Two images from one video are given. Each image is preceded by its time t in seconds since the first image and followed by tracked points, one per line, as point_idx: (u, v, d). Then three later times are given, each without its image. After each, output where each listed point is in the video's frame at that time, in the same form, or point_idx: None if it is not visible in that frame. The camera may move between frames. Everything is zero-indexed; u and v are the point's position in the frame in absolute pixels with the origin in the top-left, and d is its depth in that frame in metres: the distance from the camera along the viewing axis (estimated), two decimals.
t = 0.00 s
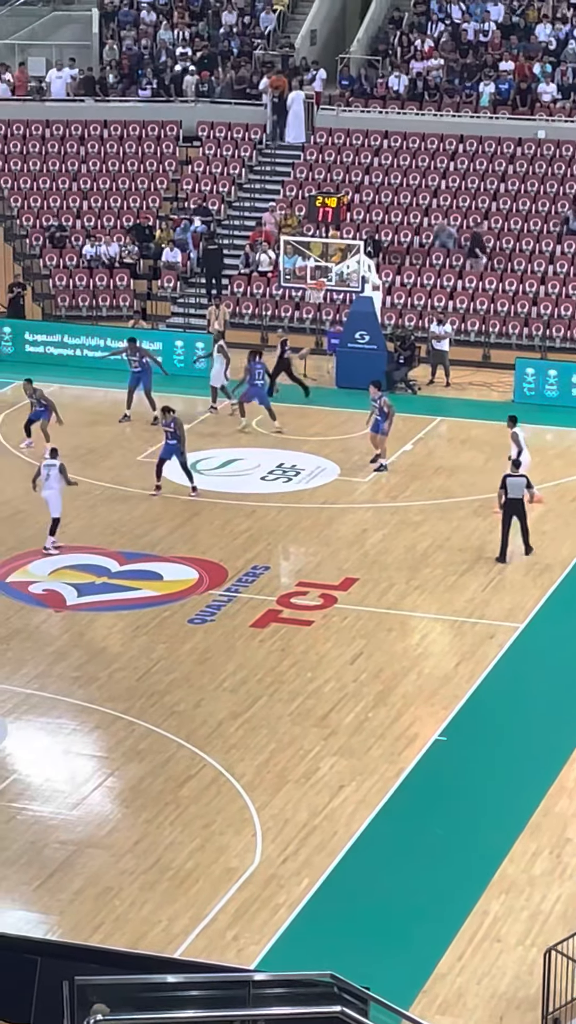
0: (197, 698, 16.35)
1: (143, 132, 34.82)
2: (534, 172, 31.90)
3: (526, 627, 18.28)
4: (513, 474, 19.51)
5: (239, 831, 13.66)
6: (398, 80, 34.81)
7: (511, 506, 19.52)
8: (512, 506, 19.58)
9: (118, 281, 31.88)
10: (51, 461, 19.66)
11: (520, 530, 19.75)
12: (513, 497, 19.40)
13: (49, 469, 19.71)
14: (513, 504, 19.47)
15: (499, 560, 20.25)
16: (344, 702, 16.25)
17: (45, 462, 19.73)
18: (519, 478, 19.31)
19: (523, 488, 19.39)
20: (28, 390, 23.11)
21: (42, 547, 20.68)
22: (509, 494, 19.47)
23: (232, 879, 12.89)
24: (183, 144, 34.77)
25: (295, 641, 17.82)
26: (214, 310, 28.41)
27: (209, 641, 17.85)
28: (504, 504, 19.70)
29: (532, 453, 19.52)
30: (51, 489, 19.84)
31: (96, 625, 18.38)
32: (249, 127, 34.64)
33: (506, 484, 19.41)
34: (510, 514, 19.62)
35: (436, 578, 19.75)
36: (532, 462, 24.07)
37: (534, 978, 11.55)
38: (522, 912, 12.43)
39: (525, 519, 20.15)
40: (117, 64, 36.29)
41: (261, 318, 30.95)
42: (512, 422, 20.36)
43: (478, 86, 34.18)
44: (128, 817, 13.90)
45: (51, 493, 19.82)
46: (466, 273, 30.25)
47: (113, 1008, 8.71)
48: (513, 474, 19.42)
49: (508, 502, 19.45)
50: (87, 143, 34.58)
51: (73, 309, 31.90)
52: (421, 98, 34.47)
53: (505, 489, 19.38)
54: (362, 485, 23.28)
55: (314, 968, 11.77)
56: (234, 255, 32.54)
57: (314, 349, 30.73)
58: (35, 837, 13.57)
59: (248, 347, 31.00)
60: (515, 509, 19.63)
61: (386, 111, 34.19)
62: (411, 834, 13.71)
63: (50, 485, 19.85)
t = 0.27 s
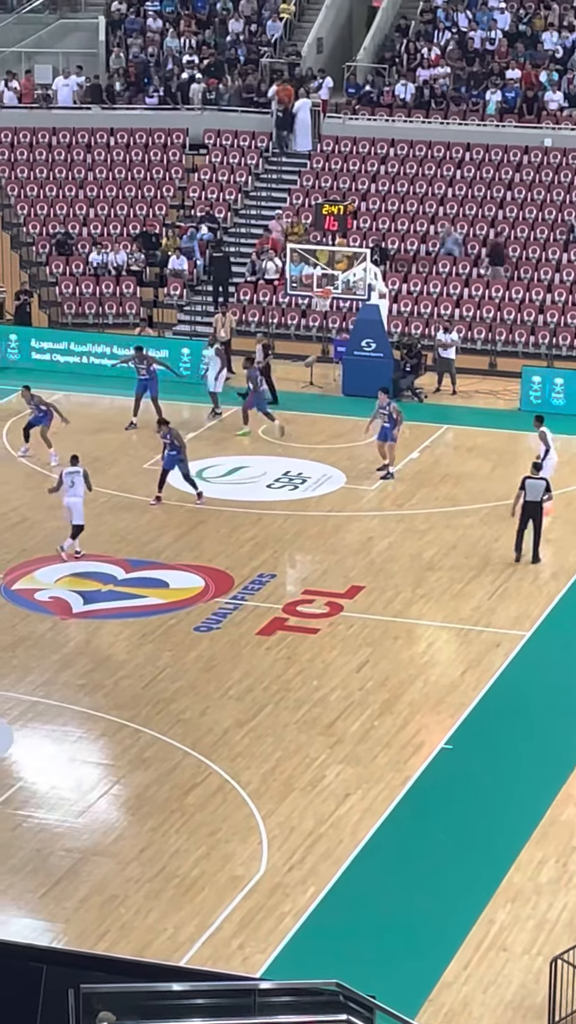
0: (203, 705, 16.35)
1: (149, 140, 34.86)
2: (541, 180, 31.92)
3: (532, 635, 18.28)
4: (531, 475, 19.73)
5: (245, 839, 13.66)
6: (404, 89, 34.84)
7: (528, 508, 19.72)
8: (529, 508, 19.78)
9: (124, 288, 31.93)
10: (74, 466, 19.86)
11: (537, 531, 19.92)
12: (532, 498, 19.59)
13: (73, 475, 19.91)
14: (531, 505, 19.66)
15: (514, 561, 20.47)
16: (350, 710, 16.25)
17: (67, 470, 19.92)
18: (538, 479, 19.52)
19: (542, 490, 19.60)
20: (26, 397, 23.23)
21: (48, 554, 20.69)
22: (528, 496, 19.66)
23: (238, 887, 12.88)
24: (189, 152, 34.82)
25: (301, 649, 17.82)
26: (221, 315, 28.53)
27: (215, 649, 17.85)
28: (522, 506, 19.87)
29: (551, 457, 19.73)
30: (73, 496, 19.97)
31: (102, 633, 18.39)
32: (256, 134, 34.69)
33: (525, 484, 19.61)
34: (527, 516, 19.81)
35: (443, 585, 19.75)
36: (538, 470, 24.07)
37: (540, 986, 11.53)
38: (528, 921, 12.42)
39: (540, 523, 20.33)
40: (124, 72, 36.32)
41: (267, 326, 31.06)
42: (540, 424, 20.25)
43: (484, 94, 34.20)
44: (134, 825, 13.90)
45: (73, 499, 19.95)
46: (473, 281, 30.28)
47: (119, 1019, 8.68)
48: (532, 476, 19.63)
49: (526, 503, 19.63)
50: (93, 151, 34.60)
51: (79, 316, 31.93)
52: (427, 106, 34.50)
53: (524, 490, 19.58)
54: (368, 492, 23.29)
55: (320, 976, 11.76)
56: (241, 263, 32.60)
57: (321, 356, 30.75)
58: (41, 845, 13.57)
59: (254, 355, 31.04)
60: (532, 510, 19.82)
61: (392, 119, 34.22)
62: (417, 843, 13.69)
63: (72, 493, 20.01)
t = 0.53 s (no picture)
0: (210, 714, 16.36)
1: (157, 148, 34.93)
2: (548, 188, 31.94)
3: (539, 643, 18.28)
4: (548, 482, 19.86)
5: (252, 847, 13.66)
6: (412, 97, 34.86)
7: (546, 515, 19.84)
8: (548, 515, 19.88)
9: (132, 297, 32.00)
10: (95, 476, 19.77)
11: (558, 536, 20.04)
12: (551, 504, 19.70)
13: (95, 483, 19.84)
14: (550, 513, 19.76)
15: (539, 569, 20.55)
16: (357, 718, 16.25)
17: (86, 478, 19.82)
18: (556, 486, 19.63)
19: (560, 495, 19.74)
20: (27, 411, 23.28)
21: (55, 563, 20.72)
22: (546, 503, 19.80)
23: (245, 895, 12.88)
24: (197, 160, 34.88)
25: (309, 657, 17.82)
26: (229, 325, 28.42)
27: (222, 657, 17.86)
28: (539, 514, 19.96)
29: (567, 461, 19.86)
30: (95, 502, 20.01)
31: (109, 641, 18.40)
32: (263, 143, 34.76)
33: (541, 492, 19.70)
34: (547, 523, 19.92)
35: (450, 594, 19.76)
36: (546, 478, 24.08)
37: (547, 996, 11.52)
38: (535, 929, 12.41)
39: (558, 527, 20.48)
40: (132, 81, 36.34)
41: (275, 334, 31.14)
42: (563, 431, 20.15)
43: (492, 103, 34.19)
44: (140, 833, 13.90)
45: (97, 506, 19.99)
46: (480, 290, 30.32)
47: None
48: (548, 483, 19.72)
49: (545, 510, 19.72)
50: (101, 159, 34.64)
51: (87, 324, 32.05)
52: (434, 115, 34.53)
53: (543, 497, 19.68)
54: (376, 501, 23.29)
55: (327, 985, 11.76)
56: (249, 271, 32.67)
57: (328, 364, 30.79)
58: (48, 853, 13.58)
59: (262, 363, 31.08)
60: (551, 517, 19.95)
61: (400, 127, 34.27)
62: (424, 850, 13.71)
63: (93, 498, 20.00)
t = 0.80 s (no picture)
0: (216, 721, 16.36)
1: (163, 156, 34.97)
2: (554, 196, 31.96)
3: (544, 651, 18.27)
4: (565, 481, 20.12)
5: (257, 855, 13.66)
6: (418, 104, 34.75)
7: (563, 513, 20.06)
8: (565, 514, 20.10)
9: (138, 304, 32.06)
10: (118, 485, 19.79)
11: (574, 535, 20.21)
12: (567, 502, 19.94)
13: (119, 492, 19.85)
14: (566, 512, 20.05)
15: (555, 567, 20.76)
16: (363, 725, 16.25)
17: (112, 488, 19.82)
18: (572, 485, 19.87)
19: None
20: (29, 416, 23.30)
21: (61, 570, 20.73)
22: (562, 502, 20.07)
23: (250, 903, 12.87)
24: (203, 167, 34.91)
25: (314, 665, 17.82)
26: (235, 331, 28.57)
27: (228, 664, 17.86)
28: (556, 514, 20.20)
29: None
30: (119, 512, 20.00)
31: (115, 648, 18.42)
32: (269, 150, 34.81)
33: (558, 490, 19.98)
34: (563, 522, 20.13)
35: (455, 601, 19.76)
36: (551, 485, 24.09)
37: (553, 1003, 11.51)
38: (541, 937, 12.40)
39: None
40: (138, 89, 36.34)
41: (281, 341, 31.16)
42: None
43: (498, 111, 34.22)
44: (146, 840, 13.91)
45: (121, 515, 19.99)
46: (486, 298, 30.36)
47: None
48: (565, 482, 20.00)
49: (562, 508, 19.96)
50: (107, 166, 34.66)
51: (93, 331, 32.04)
52: (440, 122, 34.56)
53: (559, 495, 19.95)
54: (382, 508, 23.30)
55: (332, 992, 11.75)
56: (254, 278, 32.70)
57: (334, 372, 30.79)
58: (54, 860, 13.59)
59: (267, 371, 31.10)
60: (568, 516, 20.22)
61: (406, 135, 34.31)
62: (430, 857, 13.70)
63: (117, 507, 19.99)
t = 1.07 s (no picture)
0: (221, 728, 16.36)
1: (169, 163, 34.99)
2: (560, 202, 31.95)
3: (550, 657, 18.27)
4: None
5: (263, 861, 13.65)
6: (424, 111, 34.88)
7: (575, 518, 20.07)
8: None
9: (143, 310, 32.18)
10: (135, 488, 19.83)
11: None
12: None
13: (136, 496, 19.89)
14: None
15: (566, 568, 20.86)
16: (368, 732, 16.24)
17: (128, 492, 19.84)
18: None
19: None
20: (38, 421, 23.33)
21: (67, 577, 20.75)
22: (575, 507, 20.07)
23: (256, 910, 12.86)
24: (209, 174, 34.94)
25: (320, 671, 17.82)
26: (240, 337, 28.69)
27: (233, 670, 17.87)
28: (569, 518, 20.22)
29: None
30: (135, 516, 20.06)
31: (121, 654, 18.41)
32: (275, 157, 34.83)
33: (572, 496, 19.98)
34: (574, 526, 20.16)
35: (461, 608, 19.75)
36: (557, 492, 24.09)
37: (559, 1011, 11.50)
38: (546, 944, 12.38)
39: None
40: (144, 95, 36.32)
41: (286, 349, 31.20)
42: None
43: (503, 117, 34.22)
44: (151, 847, 13.91)
45: (137, 520, 20.04)
46: (492, 304, 30.39)
47: None
48: None
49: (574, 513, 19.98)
50: (113, 173, 34.65)
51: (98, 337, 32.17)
52: (446, 129, 34.55)
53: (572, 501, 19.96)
54: (387, 515, 23.30)
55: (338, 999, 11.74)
56: (260, 285, 32.72)
57: (340, 378, 30.80)
58: (59, 867, 13.58)
59: (273, 377, 31.11)
60: None
61: (412, 141, 34.34)
62: (436, 864, 13.70)
63: (133, 513, 20.02)
